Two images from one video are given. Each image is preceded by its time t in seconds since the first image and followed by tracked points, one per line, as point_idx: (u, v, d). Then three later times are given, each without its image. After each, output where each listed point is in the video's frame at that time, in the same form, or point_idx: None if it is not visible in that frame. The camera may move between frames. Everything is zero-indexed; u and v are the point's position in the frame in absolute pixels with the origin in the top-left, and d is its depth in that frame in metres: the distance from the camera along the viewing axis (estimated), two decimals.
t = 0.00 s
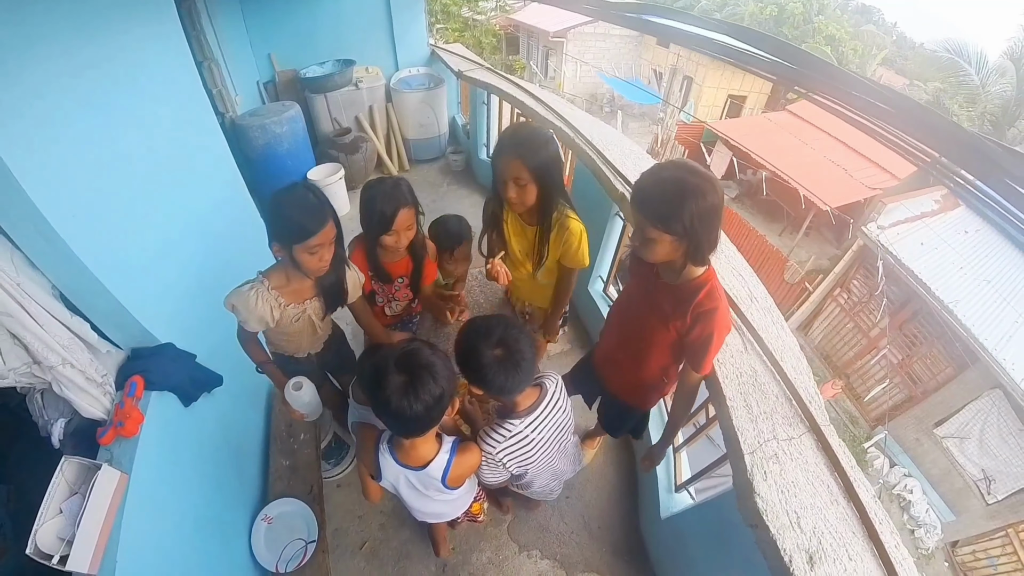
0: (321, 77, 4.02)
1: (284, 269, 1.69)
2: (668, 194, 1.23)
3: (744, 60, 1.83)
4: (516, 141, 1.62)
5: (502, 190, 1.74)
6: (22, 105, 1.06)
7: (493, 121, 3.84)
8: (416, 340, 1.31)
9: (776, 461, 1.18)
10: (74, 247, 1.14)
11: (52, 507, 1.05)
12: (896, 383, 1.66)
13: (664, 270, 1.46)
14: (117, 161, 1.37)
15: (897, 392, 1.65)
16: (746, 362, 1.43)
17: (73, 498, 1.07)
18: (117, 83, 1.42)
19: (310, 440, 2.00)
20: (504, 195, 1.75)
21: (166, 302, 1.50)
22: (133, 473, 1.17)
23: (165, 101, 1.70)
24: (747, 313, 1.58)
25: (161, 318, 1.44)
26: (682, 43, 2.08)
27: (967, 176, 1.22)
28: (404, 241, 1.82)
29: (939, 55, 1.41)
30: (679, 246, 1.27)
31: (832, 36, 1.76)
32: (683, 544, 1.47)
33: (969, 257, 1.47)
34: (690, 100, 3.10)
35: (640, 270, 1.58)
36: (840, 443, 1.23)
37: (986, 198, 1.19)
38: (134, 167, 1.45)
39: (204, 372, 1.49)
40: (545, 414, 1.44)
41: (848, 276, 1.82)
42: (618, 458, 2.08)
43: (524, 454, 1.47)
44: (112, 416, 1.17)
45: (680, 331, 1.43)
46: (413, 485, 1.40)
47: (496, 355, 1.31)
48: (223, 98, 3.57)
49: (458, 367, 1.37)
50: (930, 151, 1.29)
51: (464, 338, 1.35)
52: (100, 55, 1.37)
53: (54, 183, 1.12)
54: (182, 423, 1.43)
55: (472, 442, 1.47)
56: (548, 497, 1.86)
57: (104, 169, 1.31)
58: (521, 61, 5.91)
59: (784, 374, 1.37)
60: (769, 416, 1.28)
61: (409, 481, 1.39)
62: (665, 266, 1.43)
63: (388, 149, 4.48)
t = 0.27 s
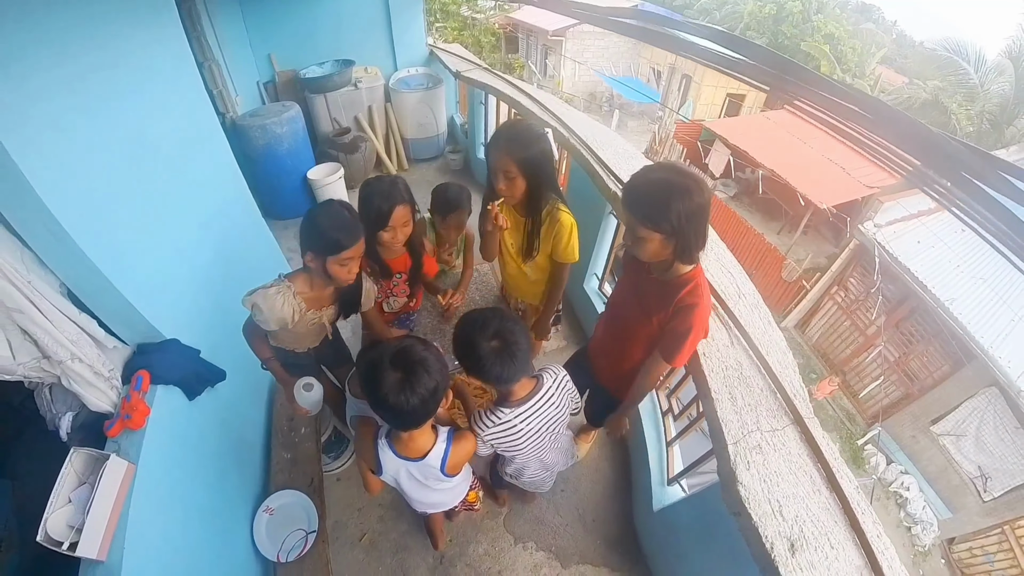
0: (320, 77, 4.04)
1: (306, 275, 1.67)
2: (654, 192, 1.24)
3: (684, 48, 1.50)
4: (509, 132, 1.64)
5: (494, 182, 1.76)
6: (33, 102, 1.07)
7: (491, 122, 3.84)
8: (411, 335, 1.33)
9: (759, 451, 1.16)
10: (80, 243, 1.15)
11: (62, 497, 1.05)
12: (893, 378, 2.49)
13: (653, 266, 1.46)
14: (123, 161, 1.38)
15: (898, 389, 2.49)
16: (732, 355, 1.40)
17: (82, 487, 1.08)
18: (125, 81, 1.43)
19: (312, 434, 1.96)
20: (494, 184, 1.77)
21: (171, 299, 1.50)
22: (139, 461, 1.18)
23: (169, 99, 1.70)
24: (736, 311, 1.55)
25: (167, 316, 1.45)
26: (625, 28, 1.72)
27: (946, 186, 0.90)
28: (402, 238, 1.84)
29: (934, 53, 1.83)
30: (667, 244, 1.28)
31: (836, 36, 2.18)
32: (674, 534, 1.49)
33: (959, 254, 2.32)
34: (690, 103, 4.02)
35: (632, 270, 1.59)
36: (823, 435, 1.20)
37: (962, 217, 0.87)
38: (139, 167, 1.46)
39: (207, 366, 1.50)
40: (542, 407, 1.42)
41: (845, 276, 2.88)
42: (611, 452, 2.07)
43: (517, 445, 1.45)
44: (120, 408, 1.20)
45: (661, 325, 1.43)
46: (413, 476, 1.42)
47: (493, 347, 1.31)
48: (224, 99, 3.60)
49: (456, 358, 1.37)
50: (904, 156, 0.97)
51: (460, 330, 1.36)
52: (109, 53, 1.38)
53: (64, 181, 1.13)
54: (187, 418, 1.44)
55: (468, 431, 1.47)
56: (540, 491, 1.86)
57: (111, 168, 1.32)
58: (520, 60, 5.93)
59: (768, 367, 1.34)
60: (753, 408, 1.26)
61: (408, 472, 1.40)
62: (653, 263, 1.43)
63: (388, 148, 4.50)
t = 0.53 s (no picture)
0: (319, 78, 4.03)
1: (321, 299, 1.67)
2: (651, 199, 1.24)
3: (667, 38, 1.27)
4: (502, 142, 1.63)
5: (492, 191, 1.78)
6: (35, 111, 1.08)
7: (490, 123, 3.84)
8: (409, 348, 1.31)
9: (757, 459, 1.16)
10: (81, 251, 1.15)
11: (66, 505, 1.06)
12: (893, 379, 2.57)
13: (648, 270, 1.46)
14: (125, 168, 1.39)
15: (899, 390, 2.58)
16: (729, 363, 1.39)
17: (86, 495, 1.08)
18: (126, 86, 1.44)
19: (313, 438, 2.01)
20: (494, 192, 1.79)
21: (172, 305, 1.50)
22: (144, 470, 1.19)
23: (172, 106, 1.70)
24: (735, 317, 1.54)
25: (168, 321, 1.46)
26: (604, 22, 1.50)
27: (936, 193, 0.71)
28: (402, 243, 1.84)
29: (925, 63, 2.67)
30: (663, 249, 1.28)
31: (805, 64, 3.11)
32: (674, 536, 1.49)
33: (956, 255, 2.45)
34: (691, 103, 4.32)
35: (627, 274, 1.59)
36: (820, 441, 1.20)
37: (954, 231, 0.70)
38: (141, 174, 1.47)
39: (208, 371, 1.51)
40: (542, 410, 1.41)
41: (844, 275, 2.78)
42: (610, 454, 2.07)
43: (516, 450, 1.46)
44: (122, 416, 1.20)
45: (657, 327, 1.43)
46: (414, 481, 1.42)
47: (500, 351, 1.28)
48: (223, 100, 3.60)
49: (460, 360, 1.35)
50: (887, 160, 0.76)
51: (464, 335, 1.33)
52: (111, 59, 1.38)
53: (66, 188, 1.14)
54: (189, 424, 1.45)
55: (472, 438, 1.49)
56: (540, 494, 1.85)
57: (113, 176, 1.33)
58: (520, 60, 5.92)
59: (765, 374, 1.34)
60: (750, 416, 1.25)
61: (409, 478, 1.40)
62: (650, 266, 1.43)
63: (387, 149, 4.49)
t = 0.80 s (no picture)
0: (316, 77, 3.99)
1: (318, 314, 1.66)
2: (640, 208, 1.21)
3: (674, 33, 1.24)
4: (497, 150, 1.61)
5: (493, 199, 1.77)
6: (16, 113, 1.05)
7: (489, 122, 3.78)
8: (396, 371, 1.23)
9: (765, 475, 1.11)
10: (63, 260, 1.12)
11: (55, 521, 1.03)
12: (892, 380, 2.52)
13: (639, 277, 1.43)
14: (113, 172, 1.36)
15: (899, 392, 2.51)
16: (737, 375, 1.34)
17: (75, 510, 1.06)
18: (113, 87, 1.40)
19: (308, 447, 2.00)
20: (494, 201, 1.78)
21: (161, 313, 1.47)
22: (133, 486, 1.16)
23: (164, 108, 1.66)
24: (744, 327, 1.49)
25: (156, 330, 1.43)
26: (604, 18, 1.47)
27: (946, 189, 0.71)
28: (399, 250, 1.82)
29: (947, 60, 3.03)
30: (653, 257, 1.26)
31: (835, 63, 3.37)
32: (680, 546, 1.46)
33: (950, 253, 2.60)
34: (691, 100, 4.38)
35: (616, 280, 1.56)
36: (830, 457, 1.16)
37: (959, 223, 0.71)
38: (130, 178, 1.43)
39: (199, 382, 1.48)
40: (544, 423, 1.37)
41: (845, 277, 2.93)
42: (611, 459, 2.00)
43: (516, 463, 1.42)
44: (111, 429, 1.17)
45: (655, 335, 1.41)
46: (415, 493, 1.39)
47: (504, 370, 1.23)
48: (218, 99, 3.59)
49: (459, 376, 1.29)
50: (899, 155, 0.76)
51: (464, 354, 1.26)
52: (99, 59, 1.35)
53: (48, 196, 1.11)
54: (179, 435, 1.42)
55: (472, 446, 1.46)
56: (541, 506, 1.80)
57: (99, 181, 1.29)
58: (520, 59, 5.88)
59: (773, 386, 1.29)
60: (759, 430, 1.21)
61: (408, 489, 1.36)
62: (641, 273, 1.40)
63: (385, 148, 4.44)
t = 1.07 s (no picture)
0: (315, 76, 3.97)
1: (320, 330, 1.64)
2: (628, 206, 1.20)
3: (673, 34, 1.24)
4: (498, 158, 1.61)
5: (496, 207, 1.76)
6: (10, 120, 1.03)
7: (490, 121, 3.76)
8: (399, 407, 1.21)
9: (771, 488, 1.11)
10: (58, 269, 1.10)
11: (54, 534, 1.03)
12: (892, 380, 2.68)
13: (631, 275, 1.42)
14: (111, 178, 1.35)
15: (897, 391, 2.73)
16: (742, 385, 1.32)
17: (76, 523, 1.06)
18: (110, 93, 1.38)
19: (309, 454, 2.00)
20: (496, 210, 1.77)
21: (159, 321, 1.46)
22: (134, 498, 1.16)
23: (162, 114, 1.65)
24: (749, 335, 1.47)
25: (153, 337, 1.41)
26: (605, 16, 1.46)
27: (944, 191, 0.69)
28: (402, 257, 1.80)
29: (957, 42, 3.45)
30: (647, 255, 1.25)
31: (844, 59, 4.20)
32: (683, 552, 1.46)
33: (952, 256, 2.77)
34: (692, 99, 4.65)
35: (603, 278, 1.55)
36: (835, 469, 1.16)
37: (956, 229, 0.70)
38: (126, 184, 1.41)
39: (198, 390, 1.47)
40: (550, 437, 1.36)
41: (844, 277, 2.93)
42: (614, 463, 1.98)
43: (523, 476, 1.41)
44: (109, 440, 1.17)
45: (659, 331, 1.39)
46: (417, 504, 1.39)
47: (515, 391, 1.21)
48: (217, 100, 3.58)
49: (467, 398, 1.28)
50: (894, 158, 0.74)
51: (473, 375, 1.24)
52: (97, 62, 1.33)
53: (44, 204, 1.09)
54: (179, 446, 1.41)
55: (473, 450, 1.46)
56: (545, 515, 1.80)
57: (96, 189, 1.28)
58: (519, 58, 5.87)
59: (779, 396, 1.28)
60: (764, 441, 1.20)
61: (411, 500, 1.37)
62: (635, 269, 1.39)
63: (384, 148, 4.42)
